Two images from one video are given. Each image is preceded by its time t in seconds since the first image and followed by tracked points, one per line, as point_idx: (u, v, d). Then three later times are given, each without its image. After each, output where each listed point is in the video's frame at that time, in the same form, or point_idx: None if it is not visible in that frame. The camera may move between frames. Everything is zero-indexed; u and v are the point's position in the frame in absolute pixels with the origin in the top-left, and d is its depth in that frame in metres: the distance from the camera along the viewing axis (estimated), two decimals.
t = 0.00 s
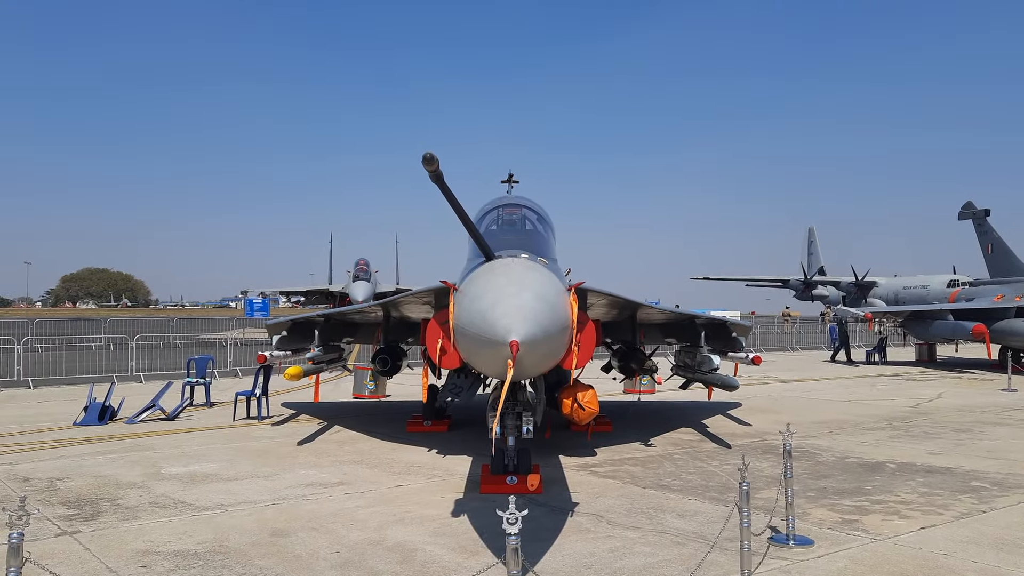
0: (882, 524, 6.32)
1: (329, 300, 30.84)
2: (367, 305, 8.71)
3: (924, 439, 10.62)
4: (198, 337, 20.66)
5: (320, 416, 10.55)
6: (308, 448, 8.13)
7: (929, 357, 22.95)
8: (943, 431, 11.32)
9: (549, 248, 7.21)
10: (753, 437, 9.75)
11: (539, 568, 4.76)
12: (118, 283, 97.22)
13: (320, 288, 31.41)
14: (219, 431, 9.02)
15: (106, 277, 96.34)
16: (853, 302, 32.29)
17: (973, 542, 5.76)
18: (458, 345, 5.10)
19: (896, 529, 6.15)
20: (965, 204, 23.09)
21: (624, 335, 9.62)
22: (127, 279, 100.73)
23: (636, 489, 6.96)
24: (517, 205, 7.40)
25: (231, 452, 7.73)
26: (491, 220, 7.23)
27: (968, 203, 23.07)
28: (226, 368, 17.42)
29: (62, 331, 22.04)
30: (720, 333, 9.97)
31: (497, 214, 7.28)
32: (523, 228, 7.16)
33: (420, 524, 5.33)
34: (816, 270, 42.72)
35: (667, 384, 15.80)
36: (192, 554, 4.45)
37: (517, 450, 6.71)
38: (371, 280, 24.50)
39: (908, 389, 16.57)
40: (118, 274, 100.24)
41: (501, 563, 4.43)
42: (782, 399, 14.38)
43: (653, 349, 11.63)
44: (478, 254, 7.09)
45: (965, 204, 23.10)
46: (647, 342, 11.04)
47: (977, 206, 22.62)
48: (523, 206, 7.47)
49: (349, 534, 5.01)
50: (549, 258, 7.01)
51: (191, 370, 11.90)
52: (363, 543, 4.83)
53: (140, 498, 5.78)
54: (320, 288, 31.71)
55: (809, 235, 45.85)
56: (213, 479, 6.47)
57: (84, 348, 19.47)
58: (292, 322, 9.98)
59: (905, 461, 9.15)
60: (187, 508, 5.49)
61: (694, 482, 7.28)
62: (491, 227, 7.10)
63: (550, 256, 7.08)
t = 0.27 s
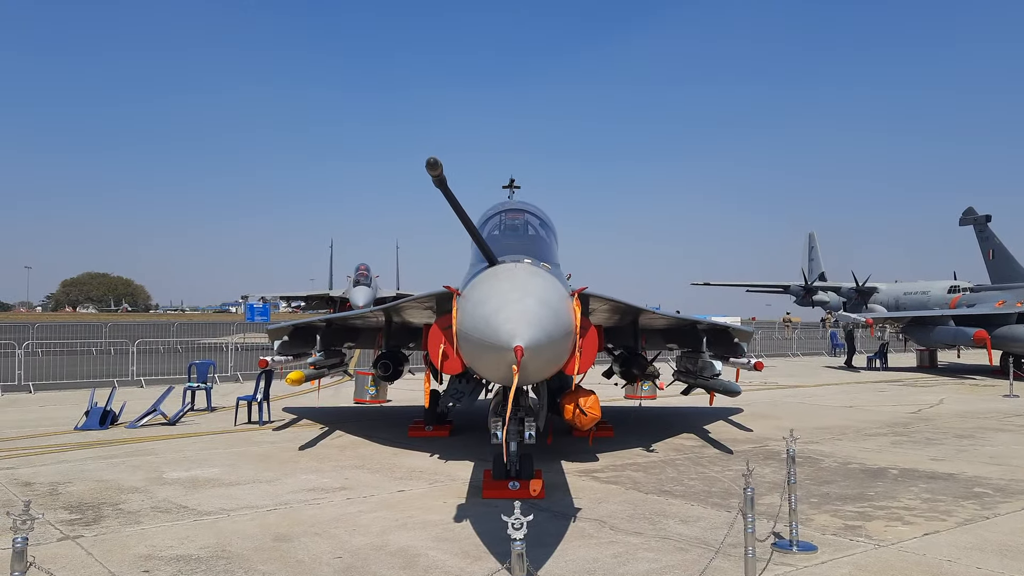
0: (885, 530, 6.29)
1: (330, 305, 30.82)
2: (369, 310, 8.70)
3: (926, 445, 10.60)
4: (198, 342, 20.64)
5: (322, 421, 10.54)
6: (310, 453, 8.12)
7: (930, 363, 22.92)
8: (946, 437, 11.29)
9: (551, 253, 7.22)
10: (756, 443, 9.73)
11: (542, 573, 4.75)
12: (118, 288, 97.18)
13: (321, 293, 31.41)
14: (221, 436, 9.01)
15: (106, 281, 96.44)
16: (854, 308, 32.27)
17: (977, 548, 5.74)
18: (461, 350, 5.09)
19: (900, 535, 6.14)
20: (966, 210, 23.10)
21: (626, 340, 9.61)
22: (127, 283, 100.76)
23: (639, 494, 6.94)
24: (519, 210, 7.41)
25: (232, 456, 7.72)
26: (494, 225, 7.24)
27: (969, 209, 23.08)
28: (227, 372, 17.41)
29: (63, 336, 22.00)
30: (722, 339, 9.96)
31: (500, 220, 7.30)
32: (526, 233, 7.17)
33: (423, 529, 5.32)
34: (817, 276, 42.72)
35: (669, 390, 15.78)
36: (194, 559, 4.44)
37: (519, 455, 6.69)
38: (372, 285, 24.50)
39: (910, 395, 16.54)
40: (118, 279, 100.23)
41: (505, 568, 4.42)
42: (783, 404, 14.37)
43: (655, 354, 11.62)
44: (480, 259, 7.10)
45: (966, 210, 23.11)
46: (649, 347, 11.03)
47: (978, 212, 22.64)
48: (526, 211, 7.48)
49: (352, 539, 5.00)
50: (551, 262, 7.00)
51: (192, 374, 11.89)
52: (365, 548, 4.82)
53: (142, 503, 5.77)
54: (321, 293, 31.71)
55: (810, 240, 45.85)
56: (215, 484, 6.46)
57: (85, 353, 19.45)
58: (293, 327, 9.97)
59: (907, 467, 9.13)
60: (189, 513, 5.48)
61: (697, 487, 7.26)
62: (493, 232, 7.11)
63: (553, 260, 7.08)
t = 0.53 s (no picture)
0: (890, 537, 6.28)
1: (331, 309, 30.82)
2: (372, 315, 8.70)
3: (930, 451, 10.57)
4: (200, 346, 20.64)
5: (325, 426, 10.53)
6: (313, 457, 8.10)
7: (933, 368, 22.89)
8: (949, 443, 11.27)
9: (555, 258, 7.22)
10: (759, 448, 9.71)
11: None
12: (120, 293, 97.34)
13: (323, 297, 31.42)
14: (223, 440, 9.00)
15: (108, 285, 96.56)
16: (856, 313, 32.23)
17: (983, 554, 5.72)
18: (466, 355, 5.09)
19: (905, 541, 6.11)
20: (968, 215, 23.10)
21: (629, 345, 9.61)
22: (129, 288, 100.86)
23: (643, 500, 6.93)
24: (523, 215, 7.42)
25: (236, 461, 7.71)
26: (497, 230, 7.25)
27: (971, 214, 23.08)
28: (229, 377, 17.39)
29: (65, 340, 22.00)
30: (725, 344, 9.95)
31: (503, 224, 7.30)
32: (530, 238, 7.17)
33: (427, 534, 5.31)
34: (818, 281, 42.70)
35: (671, 395, 15.76)
36: (199, 564, 4.43)
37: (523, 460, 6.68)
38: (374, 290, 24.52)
39: (913, 401, 16.50)
40: (120, 283, 100.37)
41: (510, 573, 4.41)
42: (786, 410, 14.34)
43: (658, 359, 11.60)
44: (484, 264, 7.10)
45: (968, 215, 23.11)
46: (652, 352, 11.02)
47: (980, 218, 22.64)
48: (529, 216, 7.49)
49: (356, 544, 4.98)
50: (555, 267, 7.00)
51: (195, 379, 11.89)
52: (370, 553, 4.80)
53: (146, 508, 5.76)
54: (323, 297, 31.72)
55: (812, 245, 45.82)
56: (219, 489, 6.45)
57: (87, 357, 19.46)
58: (296, 331, 9.98)
59: (912, 472, 9.11)
60: (193, 518, 5.47)
61: (701, 493, 7.24)
62: (497, 237, 7.12)
63: (557, 265, 7.08)
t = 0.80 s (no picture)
0: (899, 544, 6.24)
1: (335, 316, 30.84)
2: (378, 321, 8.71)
3: (937, 458, 10.52)
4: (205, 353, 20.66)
5: (330, 433, 10.52)
6: (319, 465, 8.10)
7: (939, 375, 22.80)
8: (957, 450, 11.21)
9: (562, 265, 7.23)
10: (766, 456, 9.67)
11: None
12: (124, 300, 97.68)
13: (327, 304, 31.46)
14: (229, 447, 9.00)
15: (112, 293, 96.85)
16: (860, 320, 32.14)
17: (992, 562, 5.68)
18: (474, 362, 5.09)
19: (914, 549, 6.08)
20: (973, 222, 23.05)
21: (635, 352, 9.60)
22: (133, 295, 101.14)
23: (650, 507, 6.91)
24: (529, 222, 7.44)
25: (242, 468, 7.70)
26: (504, 237, 7.27)
27: (976, 221, 23.04)
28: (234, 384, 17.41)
29: (70, 348, 22.05)
30: (731, 350, 9.93)
31: (510, 231, 7.32)
32: (536, 245, 7.18)
33: (435, 541, 5.30)
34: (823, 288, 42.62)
35: (676, 402, 15.72)
36: (206, 571, 4.42)
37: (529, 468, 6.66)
38: (378, 297, 24.55)
39: (919, 408, 16.43)
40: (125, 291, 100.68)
41: None
42: (792, 417, 14.29)
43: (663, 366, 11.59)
44: (491, 270, 7.11)
45: (973, 222, 23.06)
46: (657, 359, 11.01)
47: (986, 224, 22.59)
48: (536, 223, 7.51)
49: (364, 551, 4.98)
50: (562, 274, 7.01)
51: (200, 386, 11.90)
52: (378, 560, 4.79)
53: (153, 514, 5.76)
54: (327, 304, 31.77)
55: (816, 252, 45.75)
56: (226, 496, 6.44)
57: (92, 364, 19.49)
58: (302, 339, 9.98)
59: (919, 480, 9.06)
60: (201, 525, 5.46)
61: (708, 500, 7.22)
62: (504, 244, 7.13)
63: (564, 272, 7.08)
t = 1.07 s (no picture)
0: (905, 548, 6.22)
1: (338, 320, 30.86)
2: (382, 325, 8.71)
3: (942, 462, 10.48)
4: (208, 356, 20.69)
5: (334, 436, 10.52)
6: (323, 468, 8.09)
7: (943, 379, 22.74)
8: (962, 453, 11.17)
9: (567, 268, 7.23)
10: (770, 459, 9.65)
11: None
12: (127, 304, 97.89)
13: (329, 308, 31.50)
14: (233, 451, 9.00)
15: (115, 296, 97.07)
16: (863, 324, 32.10)
17: (999, 566, 5.66)
18: (480, 365, 5.09)
19: (920, 553, 6.06)
20: (977, 225, 23.02)
21: (639, 356, 9.59)
22: (136, 298, 101.34)
23: (655, 510, 6.89)
24: (534, 226, 7.44)
25: (246, 471, 7.71)
26: (509, 241, 7.28)
27: (980, 225, 23.01)
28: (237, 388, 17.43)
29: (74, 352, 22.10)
30: (735, 354, 9.91)
31: (515, 235, 7.33)
32: (540, 248, 7.19)
33: (440, 545, 5.29)
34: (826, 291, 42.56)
35: (679, 405, 15.70)
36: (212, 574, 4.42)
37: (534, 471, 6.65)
38: (381, 300, 24.57)
39: (923, 411, 16.38)
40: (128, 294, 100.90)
41: None
42: (796, 420, 14.26)
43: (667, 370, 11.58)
44: (496, 274, 7.12)
45: (977, 225, 23.03)
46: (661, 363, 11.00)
47: (989, 228, 22.56)
48: (541, 226, 7.51)
49: (369, 554, 4.97)
50: (566, 277, 7.01)
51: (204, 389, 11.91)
52: (383, 563, 4.79)
53: (158, 517, 5.76)
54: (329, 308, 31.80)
55: (818, 256, 45.71)
56: (231, 499, 6.45)
57: (96, 367, 19.53)
58: (306, 342, 9.99)
59: (925, 483, 9.03)
60: (206, 528, 5.46)
61: (713, 504, 7.20)
62: (508, 247, 7.14)
63: (568, 276, 7.08)
